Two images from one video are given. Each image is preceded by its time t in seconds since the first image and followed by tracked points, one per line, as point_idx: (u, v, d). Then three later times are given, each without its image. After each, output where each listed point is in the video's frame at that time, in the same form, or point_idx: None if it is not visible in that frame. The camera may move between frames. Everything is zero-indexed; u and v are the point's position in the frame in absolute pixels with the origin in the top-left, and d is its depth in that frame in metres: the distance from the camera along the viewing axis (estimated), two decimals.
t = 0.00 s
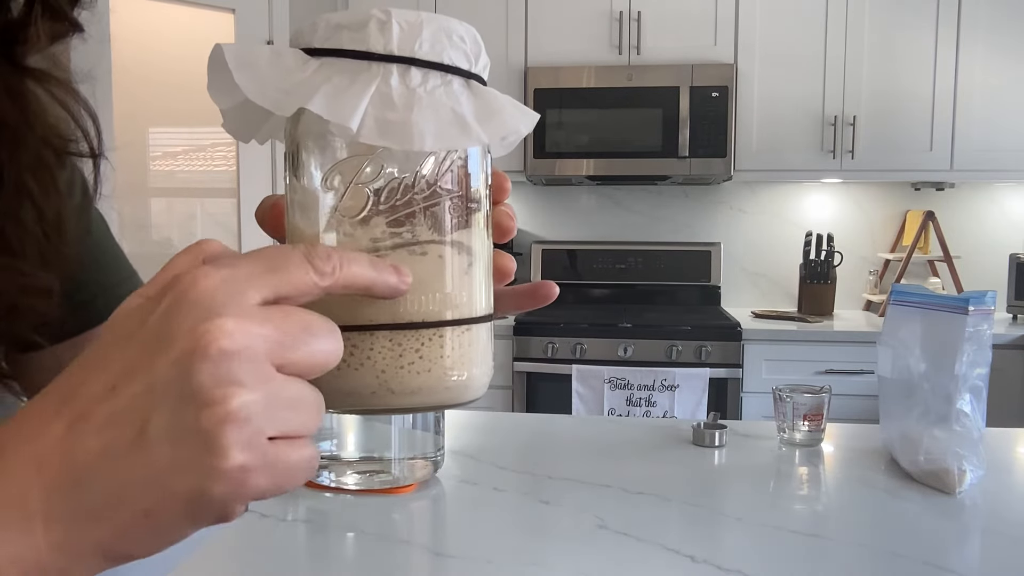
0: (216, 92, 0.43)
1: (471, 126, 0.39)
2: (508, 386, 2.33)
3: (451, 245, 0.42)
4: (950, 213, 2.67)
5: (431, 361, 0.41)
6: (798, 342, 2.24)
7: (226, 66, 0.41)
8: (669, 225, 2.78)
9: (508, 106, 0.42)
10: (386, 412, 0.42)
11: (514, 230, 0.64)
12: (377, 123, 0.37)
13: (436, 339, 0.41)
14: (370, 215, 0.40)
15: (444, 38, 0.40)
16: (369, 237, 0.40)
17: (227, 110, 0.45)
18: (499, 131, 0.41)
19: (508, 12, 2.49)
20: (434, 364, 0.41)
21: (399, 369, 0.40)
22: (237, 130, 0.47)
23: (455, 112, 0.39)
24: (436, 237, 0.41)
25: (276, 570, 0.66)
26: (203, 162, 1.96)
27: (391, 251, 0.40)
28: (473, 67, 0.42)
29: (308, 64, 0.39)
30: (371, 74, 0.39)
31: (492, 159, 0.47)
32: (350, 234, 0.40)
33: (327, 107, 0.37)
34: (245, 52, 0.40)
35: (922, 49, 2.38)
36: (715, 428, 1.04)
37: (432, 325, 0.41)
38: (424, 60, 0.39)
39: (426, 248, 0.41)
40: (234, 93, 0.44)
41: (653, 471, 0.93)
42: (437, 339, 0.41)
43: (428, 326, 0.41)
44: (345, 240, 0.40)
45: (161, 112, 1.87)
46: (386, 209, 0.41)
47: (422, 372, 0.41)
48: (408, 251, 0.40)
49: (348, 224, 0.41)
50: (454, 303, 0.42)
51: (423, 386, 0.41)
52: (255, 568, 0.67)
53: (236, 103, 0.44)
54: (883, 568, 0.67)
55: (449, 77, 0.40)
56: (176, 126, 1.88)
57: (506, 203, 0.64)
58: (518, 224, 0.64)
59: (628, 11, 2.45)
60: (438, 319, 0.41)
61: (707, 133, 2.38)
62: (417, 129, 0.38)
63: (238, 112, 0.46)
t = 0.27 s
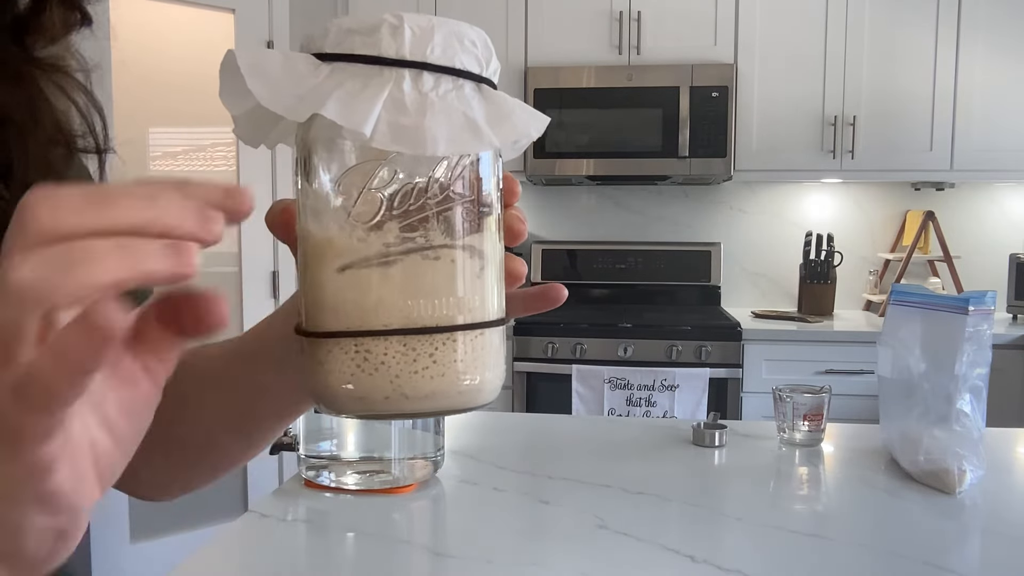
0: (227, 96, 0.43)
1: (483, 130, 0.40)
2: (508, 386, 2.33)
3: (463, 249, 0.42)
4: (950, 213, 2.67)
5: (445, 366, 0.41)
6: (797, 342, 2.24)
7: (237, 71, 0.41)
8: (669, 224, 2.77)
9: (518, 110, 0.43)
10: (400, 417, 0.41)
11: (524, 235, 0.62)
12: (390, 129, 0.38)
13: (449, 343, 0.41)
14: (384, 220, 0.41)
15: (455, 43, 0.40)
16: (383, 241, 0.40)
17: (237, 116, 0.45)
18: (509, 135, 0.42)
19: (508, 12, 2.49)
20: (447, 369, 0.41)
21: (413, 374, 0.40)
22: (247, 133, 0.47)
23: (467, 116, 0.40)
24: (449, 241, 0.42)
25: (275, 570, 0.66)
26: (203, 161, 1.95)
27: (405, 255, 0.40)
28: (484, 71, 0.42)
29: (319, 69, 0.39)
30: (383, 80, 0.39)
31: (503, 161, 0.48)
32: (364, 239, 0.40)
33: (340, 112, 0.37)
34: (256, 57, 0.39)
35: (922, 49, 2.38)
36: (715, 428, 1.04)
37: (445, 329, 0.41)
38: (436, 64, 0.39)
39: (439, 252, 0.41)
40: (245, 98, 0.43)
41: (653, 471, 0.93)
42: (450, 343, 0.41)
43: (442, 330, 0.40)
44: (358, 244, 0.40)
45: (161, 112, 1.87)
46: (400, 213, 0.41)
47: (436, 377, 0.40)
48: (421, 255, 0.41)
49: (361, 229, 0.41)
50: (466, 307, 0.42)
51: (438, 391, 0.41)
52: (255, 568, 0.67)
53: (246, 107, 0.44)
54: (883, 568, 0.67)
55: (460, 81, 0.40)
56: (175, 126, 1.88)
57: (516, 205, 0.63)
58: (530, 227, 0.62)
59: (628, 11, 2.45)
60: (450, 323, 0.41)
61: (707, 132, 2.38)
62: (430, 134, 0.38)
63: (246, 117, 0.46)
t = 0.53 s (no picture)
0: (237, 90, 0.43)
1: (494, 125, 0.40)
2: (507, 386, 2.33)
3: (474, 244, 0.42)
4: (950, 213, 2.67)
5: (456, 361, 0.41)
6: (797, 342, 2.24)
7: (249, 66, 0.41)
8: (669, 225, 2.78)
9: (529, 105, 0.43)
10: (410, 411, 0.41)
11: (534, 231, 0.63)
12: (402, 123, 0.38)
13: (460, 338, 0.41)
14: (395, 214, 0.41)
15: (467, 38, 0.40)
16: (394, 236, 0.40)
17: (248, 109, 0.45)
18: (521, 130, 0.41)
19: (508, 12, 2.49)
20: (458, 364, 0.41)
21: (425, 368, 0.40)
22: (255, 126, 0.47)
23: (478, 112, 0.40)
24: (459, 236, 0.42)
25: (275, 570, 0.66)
26: (203, 162, 1.95)
27: (417, 250, 0.40)
28: (495, 67, 0.42)
29: (331, 64, 0.39)
30: (395, 75, 0.39)
31: (513, 158, 0.48)
32: (375, 234, 0.40)
33: (353, 106, 0.37)
34: (267, 52, 0.40)
35: (922, 49, 2.38)
36: (715, 428, 1.04)
37: (456, 324, 0.41)
38: (448, 59, 0.39)
39: (450, 247, 0.41)
40: (255, 92, 0.43)
41: (653, 471, 0.93)
42: (462, 338, 0.41)
43: (452, 325, 0.41)
44: (368, 239, 0.40)
45: (161, 112, 1.87)
46: (410, 208, 0.41)
47: (447, 371, 0.41)
48: (432, 250, 0.41)
49: (371, 224, 0.40)
50: (477, 301, 0.42)
51: (449, 386, 0.41)
52: (255, 568, 0.67)
53: (256, 102, 0.44)
54: (883, 569, 0.67)
55: (471, 77, 0.40)
56: (175, 126, 1.89)
57: (524, 203, 0.63)
58: (539, 224, 0.63)
59: (628, 11, 2.45)
60: (460, 317, 0.41)
61: (707, 133, 2.38)
62: (441, 129, 0.38)
63: (256, 111, 0.46)
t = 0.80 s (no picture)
0: (241, 97, 0.43)
1: (498, 131, 0.40)
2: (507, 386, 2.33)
3: (478, 251, 0.42)
4: (950, 213, 2.67)
5: (459, 369, 0.41)
6: (797, 342, 2.24)
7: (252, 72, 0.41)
8: (669, 224, 2.78)
9: (533, 111, 0.43)
10: (413, 419, 0.41)
11: (538, 237, 0.63)
12: (406, 129, 0.38)
13: (464, 346, 0.41)
14: (399, 222, 0.41)
15: (471, 44, 0.40)
16: (398, 244, 0.40)
17: (250, 115, 0.45)
18: (525, 136, 0.41)
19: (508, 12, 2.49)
20: (461, 372, 0.41)
21: (428, 377, 0.40)
22: (258, 133, 0.47)
23: (482, 118, 0.40)
24: (464, 244, 0.42)
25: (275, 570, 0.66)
26: (203, 162, 1.95)
27: (421, 257, 0.40)
28: (499, 73, 0.42)
29: (335, 70, 0.39)
30: (399, 81, 0.39)
31: (518, 164, 0.47)
32: (379, 241, 0.40)
33: (356, 113, 0.37)
34: (270, 58, 0.40)
35: (922, 49, 2.39)
36: (715, 428, 1.04)
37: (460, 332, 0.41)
38: (452, 65, 0.39)
39: (454, 254, 0.41)
40: (259, 98, 0.43)
41: (654, 471, 0.93)
42: (465, 346, 0.41)
43: (455, 334, 0.41)
44: (373, 246, 0.40)
45: (161, 112, 1.87)
46: (415, 216, 0.41)
47: (450, 380, 0.41)
48: (436, 258, 0.41)
49: (375, 232, 0.40)
50: (480, 309, 0.42)
51: (453, 394, 0.41)
52: (255, 568, 0.67)
53: (259, 109, 0.44)
54: (883, 569, 0.67)
55: (475, 83, 0.40)
56: (175, 126, 1.89)
57: (529, 209, 0.64)
58: (542, 230, 0.63)
59: (628, 11, 2.46)
60: (464, 325, 0.41)
61: (707, 133, 2.38)
62: (445, 135, 0.38)
63: (259, 117, 0.46)
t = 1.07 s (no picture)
0: (249, 99, 0.44)
1: (504, 134, 0.39)
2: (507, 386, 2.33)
3: (483, 253, 0.42)
4: (950, 213, 2.67)
5: (464, 370, 0.41)
6: (798, 342, 2.24)
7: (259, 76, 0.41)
8: (669, 224, 2.77)
9: (538, 115, 0.43)
10: (418, 420, 0.41)
11: (541, 239, 0.63)
12: (412, 132, 0.37)
13: (468, 347, 0.41)
14: (404, 224, 0.41)
15: (476, 47, 0.40)
16: (404, 245, 0.40)
17: (258, 119, 0.45)
18: (530, 139, 0.41)
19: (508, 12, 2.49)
20: (466, 373, 0.41)
21: (433, 378, 0.40)
22: (266, 135, 0.47)
23: (487, 121, 0.40)
24: (469, 245, 0.42)
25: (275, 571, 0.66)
26: (203, 162, 1.95)
27: (426, 259, 0.41)
28: (503, 77, 0.42)
29: (341, 73, 0.39)
30: (405, 84, 0.39)
31: (521, 168, 0.47)
32: (384, 243, 0.40)
33: (363, 116, 0.37)
34: (277, 62, 0.40)
35: (923, 49, 2.39)
36: (715, 428, 1.04)
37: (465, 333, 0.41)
38: (458, 69, 0.39)
39: (459, 256, 0.41)
40: (267, 102, 0.44)
41: (654, 471, 0.93)
42: (470, 347, 0.41)
43: (461, 335, 0.41)
44: (379, 248, 0.40)
45: (161, 112, 1.87)
46: (420, 218, 0.41)
47: (455, 381, 0.41)
48: (441, 259, 0.41)
49: (381, 233, 0.40)
50: (485, 310, 0.42)
51: (458, 395, 0.41)
52: (254, 568, 0.67)
53: (266, 111, 0.44)
54: (883, 569, 0.67)
55: (480, 86, 0.40)
56: (174, 126, 1.89)
57: (533, 211, 0.63)
58: (545, 233, 0.63)
59: (628, 11, 2.46)
60: (469, 327, 0.41)
61: (707, 133, 2.38)
62: (451, 139, 0.38)
63: (266, 120, 0.46)
